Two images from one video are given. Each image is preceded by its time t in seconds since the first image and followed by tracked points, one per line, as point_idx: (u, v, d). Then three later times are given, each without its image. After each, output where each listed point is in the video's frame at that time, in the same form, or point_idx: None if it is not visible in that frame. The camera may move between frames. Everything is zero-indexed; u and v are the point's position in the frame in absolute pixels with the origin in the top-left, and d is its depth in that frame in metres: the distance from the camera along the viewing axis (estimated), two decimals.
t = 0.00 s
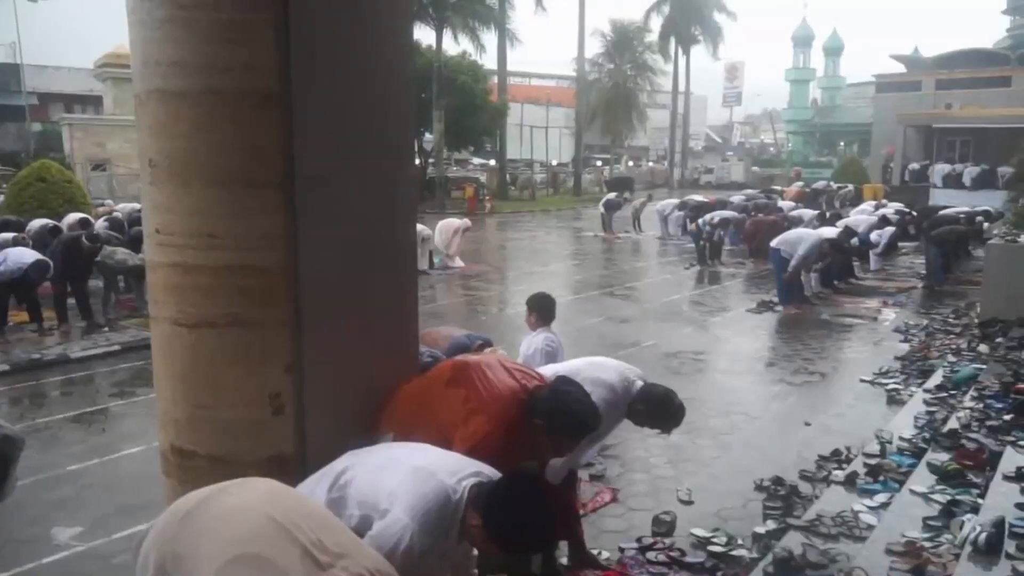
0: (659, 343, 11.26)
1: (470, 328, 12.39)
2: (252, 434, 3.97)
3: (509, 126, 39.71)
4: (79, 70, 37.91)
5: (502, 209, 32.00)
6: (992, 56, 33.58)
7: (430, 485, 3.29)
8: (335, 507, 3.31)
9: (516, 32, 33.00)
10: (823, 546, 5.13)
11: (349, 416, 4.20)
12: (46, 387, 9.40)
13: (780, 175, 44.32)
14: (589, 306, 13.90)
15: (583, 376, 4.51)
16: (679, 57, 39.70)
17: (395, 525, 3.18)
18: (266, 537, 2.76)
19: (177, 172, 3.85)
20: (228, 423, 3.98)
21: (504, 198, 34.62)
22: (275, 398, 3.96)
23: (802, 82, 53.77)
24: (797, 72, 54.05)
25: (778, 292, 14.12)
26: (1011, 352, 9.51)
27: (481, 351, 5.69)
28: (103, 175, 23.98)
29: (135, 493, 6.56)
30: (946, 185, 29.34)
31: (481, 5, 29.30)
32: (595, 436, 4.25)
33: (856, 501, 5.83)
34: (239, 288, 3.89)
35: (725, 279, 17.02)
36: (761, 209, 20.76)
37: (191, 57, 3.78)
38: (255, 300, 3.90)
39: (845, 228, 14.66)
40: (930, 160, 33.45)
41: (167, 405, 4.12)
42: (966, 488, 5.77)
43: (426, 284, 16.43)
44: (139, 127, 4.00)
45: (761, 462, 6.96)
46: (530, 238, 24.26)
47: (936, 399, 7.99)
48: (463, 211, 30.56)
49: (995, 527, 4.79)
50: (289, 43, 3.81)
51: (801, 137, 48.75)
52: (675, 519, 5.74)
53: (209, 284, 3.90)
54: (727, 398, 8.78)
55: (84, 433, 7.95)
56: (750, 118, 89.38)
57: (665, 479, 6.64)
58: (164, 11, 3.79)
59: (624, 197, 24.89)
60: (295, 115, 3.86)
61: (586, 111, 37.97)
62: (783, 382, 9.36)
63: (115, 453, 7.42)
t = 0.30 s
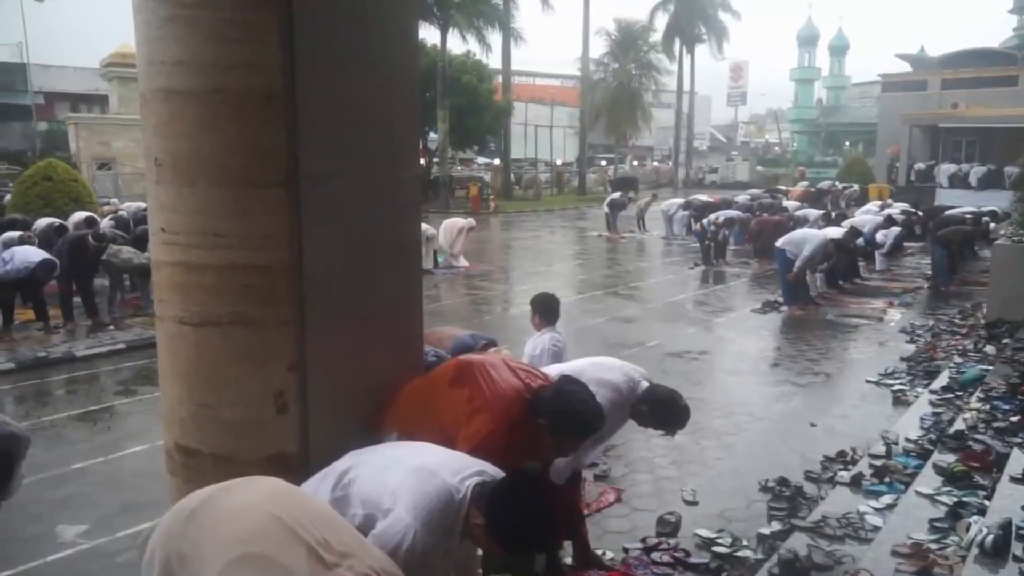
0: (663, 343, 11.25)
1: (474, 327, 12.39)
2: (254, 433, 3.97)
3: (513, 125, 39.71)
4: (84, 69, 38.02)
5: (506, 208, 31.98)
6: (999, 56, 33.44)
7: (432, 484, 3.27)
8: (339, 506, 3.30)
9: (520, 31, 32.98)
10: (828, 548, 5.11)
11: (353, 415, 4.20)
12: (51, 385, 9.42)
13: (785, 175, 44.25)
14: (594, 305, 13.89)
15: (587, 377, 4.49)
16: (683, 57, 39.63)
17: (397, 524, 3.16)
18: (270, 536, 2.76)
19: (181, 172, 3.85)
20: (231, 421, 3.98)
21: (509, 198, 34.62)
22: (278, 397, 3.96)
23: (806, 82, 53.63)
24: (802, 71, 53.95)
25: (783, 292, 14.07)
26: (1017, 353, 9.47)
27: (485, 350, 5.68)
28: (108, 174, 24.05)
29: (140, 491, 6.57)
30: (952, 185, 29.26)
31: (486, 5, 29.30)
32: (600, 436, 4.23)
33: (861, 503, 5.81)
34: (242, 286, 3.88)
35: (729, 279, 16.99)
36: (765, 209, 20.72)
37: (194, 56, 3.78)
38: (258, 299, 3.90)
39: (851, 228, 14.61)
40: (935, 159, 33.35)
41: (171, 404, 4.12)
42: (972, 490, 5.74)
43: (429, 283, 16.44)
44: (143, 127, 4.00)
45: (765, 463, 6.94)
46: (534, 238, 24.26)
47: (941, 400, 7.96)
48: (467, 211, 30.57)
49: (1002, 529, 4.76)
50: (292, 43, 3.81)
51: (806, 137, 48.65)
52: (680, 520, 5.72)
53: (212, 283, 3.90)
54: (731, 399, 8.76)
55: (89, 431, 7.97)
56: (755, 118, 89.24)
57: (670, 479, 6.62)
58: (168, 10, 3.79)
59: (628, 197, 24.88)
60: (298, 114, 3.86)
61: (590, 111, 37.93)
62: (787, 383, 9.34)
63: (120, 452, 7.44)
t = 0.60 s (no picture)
0: (686, 341, 11.19)
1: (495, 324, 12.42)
2: (281, 427, 4.01)
3: (535, 123, 39.68)
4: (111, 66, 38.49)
5: (527, 205, 31.94)
6: None
7: (455, 480, 3.27)
8: (362, 501, 3.32)
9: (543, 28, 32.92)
10: (854, 550, 5.07)
11: (377, 412, 4.22)
12: (80, 377, 9.57)
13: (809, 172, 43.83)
14: (616, 303, 13.85)
15: (611, 374, 4.48)
16: (706, 54, 39.34)
17: (421, 520, 3.15)
18: (298, 531, 2.79)
19: (209, 168, 3.89)
20: (257, 415, 4.02)
21: (530, 195, 34.63)
22: (305, 391, 3.99)
23: (832, 79, 52.95)
24: (827, 68, 53.38)
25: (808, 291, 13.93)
26: None
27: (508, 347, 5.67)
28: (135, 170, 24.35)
29: (168, 482, 6.65)
30: (981, 183, 28.81)
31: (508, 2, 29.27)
32: (623, 434, 4.21)
33: (888, 505, 5.75)
34: (269, 282, 3.91)
35: (753, 278, 16.86)
36: (790, 207, 20.53)
37: (224, 54, 3.81)
38: (285, 295, 3.93)
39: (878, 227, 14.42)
40: (964, 158, 32.84)
41: (199, 397, 4.17)
42: (1003, 494, 5.65)
43: (451, 280, 16.49)
44: (173, 123, 4.03)
45: (789, 463, 6.89)
46: (556, 235, 24.25)
47: (971, 402, 7.84)
48: (489, 208, 30.61)
49: None
50: (319, 40, 3.82)
51: (831, 135, 48.17)
52: (703, 519, 5.69)
53: (240, 278, 3.93)
54: (754, 398, 8.71)
55: (117, 422, 8.08)
56: (779, 116, 88.52)
57: (693, 479, 6.58)
58: (198, 8, 3.82)
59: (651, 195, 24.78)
60: (324, 110, 3.87)
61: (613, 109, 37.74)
62: (811, 383, 9.25)
63: (147, 443, 7.54)
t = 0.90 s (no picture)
0: (748, 340, 10.99)
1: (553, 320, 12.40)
2: (347, 416, 4.08)
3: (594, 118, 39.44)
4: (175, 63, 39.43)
5: (585, 201, 31.75)
6: None
7: (519, 475, 3.27)
8: (426, 492, 3.36)
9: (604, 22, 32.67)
10: (925, 559, 4.94)
11: (441, 404, 4.27)
12: (152, 364, 9.91)
13: (878, 168, 42.51)
14: (676, 300, 13.68)
15: (675, 372, 4.41)
16: (771, 46, 38.46)
17: (485, 513, 3.16)
18: (363, 520, 2.83)
19: (281, 162, 3.97)
20: (324, 404, 4.10)
21: (589, 190, 34.44)
22: (370, 382, 4.05)
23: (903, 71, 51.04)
24: (898, 60, 51.65)
25: (876, 291, 13.51)
26: None
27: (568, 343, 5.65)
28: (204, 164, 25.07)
29: (235, 467, 6.85)
30: None
31: None
32: (687, 433, 4.13)
33: (961, 513, 5.57)
34: (337, 273, 3.98)
35: (818, 276, 16.44)
36: (857, 204, 19.94)
37: (297, 50, 3.88)
38: (353, 286, 3.99)
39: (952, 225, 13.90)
40: None
41: (269, 385, 4.27)
42: None
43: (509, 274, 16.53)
44: (248, 118, 4.13)
45: (856, 467, 6.70)
46: (614, 230, 24.06)
47: None
48: (547, 203, 30.57)
49: None
50: (388, 36, 3.86)
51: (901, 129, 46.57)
52: (765, 522, 5.59)
53: (310, 270, 4.01)
54: (819, 399, 8.49)
55: (187, 408, 8.35)
56: (846, 110, 86.03)
57: (755, 480, 6.46)
58: (272, 6, 3.91)
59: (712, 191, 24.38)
60: (393, 105, 3.91)
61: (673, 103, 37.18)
62: (880, 385, 8.98)
63: (214, 429, 7.77)
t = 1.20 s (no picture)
0: (846, 346, 10.58)
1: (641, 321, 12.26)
2: (443, 411, 4.16)
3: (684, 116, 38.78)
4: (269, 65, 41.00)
5: (674, 200, 31.26)
6: None
7: (614, 477, 3.25)
8: (520, 490, 3.38)
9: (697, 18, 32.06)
10: None
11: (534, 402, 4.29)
12: (252, 355, 10.34)
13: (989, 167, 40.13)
14: (768, 303, 13.31)
15: (774, 377, 4.29)
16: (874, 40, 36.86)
17: (579, 513, 3.17)
18: (460, 516, 2.86)
19: (383, 161, 4.07)
20: (420, 398, 4.19)
21: (678, 190, 33.89)
22: (465, 378, 4.12)
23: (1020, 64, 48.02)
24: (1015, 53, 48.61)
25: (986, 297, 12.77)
26: None
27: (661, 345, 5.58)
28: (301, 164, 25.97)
29: (330, 457, 7.07)
30: None
31: None
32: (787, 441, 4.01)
33: None
34: (435, 271, 4.06)
35: (922, 281, 15.67)
36: (967, 204, 18.89)
37: (400, 51, 3.97)
38: (450, 283, 4.07)
39: None
40: None
41: (367, 378, 4.39)
42: None
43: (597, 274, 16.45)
44: (351, 118, 4.25)
45: (965, 482, 6.36)
46: (704, 231, 23.60)
47: None
48: (635, 202, 30.24)
49: None
50: (488, 36, 3.90)
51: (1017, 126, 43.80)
52: (866, 535, 5.37)
53: (409, 267, 4.10)
54: (924, 409, 8.10)
55: (285, 399, 8.67)
56: (954, 106, 81.59)
57: (853, 491, 6.21)
58: (377, 9, 4.01)
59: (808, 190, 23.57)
60: (492, 105, 3.96)
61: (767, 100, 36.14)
62: (991, 397, 8.49)
63: (310, 420, 8.04)
